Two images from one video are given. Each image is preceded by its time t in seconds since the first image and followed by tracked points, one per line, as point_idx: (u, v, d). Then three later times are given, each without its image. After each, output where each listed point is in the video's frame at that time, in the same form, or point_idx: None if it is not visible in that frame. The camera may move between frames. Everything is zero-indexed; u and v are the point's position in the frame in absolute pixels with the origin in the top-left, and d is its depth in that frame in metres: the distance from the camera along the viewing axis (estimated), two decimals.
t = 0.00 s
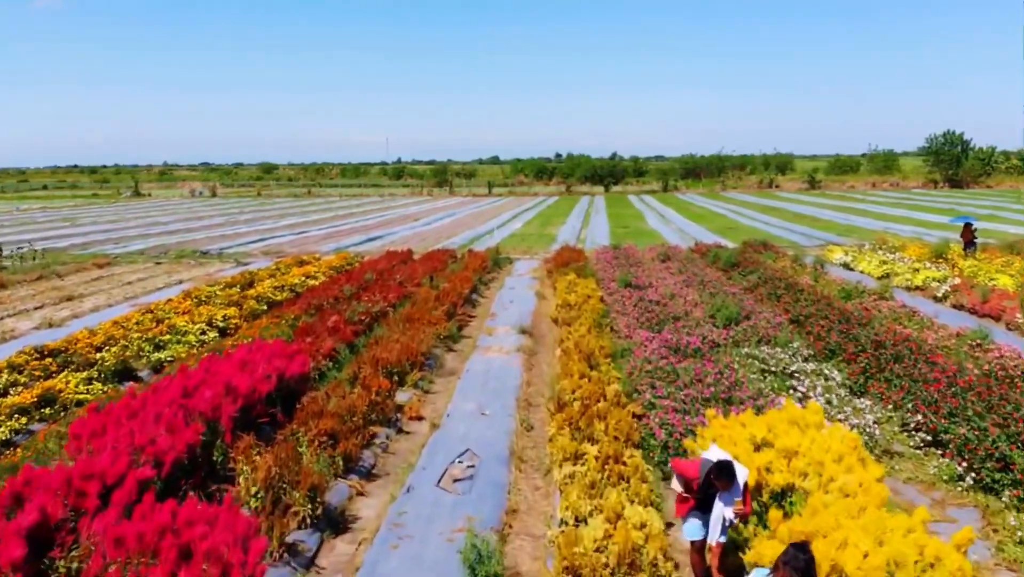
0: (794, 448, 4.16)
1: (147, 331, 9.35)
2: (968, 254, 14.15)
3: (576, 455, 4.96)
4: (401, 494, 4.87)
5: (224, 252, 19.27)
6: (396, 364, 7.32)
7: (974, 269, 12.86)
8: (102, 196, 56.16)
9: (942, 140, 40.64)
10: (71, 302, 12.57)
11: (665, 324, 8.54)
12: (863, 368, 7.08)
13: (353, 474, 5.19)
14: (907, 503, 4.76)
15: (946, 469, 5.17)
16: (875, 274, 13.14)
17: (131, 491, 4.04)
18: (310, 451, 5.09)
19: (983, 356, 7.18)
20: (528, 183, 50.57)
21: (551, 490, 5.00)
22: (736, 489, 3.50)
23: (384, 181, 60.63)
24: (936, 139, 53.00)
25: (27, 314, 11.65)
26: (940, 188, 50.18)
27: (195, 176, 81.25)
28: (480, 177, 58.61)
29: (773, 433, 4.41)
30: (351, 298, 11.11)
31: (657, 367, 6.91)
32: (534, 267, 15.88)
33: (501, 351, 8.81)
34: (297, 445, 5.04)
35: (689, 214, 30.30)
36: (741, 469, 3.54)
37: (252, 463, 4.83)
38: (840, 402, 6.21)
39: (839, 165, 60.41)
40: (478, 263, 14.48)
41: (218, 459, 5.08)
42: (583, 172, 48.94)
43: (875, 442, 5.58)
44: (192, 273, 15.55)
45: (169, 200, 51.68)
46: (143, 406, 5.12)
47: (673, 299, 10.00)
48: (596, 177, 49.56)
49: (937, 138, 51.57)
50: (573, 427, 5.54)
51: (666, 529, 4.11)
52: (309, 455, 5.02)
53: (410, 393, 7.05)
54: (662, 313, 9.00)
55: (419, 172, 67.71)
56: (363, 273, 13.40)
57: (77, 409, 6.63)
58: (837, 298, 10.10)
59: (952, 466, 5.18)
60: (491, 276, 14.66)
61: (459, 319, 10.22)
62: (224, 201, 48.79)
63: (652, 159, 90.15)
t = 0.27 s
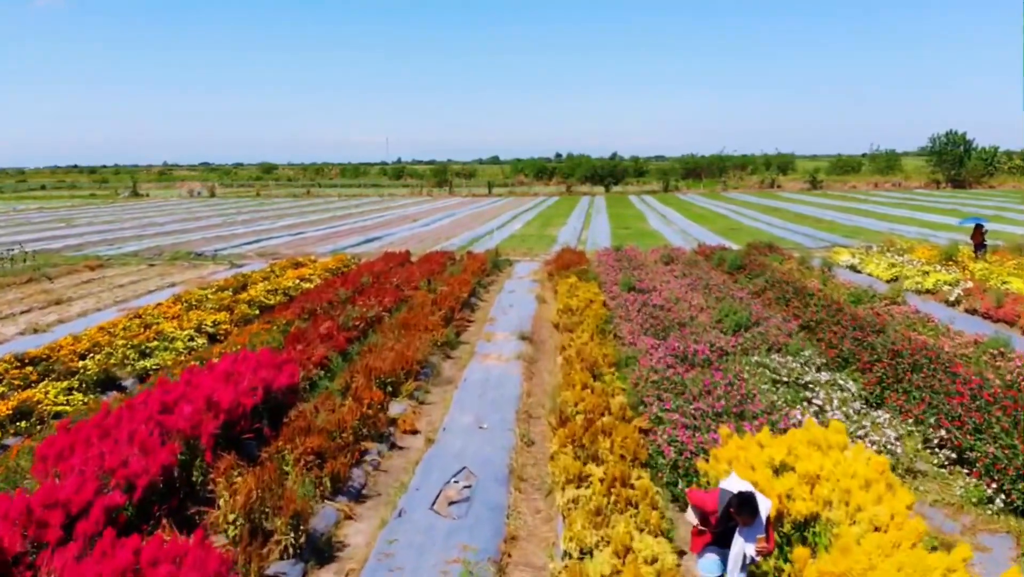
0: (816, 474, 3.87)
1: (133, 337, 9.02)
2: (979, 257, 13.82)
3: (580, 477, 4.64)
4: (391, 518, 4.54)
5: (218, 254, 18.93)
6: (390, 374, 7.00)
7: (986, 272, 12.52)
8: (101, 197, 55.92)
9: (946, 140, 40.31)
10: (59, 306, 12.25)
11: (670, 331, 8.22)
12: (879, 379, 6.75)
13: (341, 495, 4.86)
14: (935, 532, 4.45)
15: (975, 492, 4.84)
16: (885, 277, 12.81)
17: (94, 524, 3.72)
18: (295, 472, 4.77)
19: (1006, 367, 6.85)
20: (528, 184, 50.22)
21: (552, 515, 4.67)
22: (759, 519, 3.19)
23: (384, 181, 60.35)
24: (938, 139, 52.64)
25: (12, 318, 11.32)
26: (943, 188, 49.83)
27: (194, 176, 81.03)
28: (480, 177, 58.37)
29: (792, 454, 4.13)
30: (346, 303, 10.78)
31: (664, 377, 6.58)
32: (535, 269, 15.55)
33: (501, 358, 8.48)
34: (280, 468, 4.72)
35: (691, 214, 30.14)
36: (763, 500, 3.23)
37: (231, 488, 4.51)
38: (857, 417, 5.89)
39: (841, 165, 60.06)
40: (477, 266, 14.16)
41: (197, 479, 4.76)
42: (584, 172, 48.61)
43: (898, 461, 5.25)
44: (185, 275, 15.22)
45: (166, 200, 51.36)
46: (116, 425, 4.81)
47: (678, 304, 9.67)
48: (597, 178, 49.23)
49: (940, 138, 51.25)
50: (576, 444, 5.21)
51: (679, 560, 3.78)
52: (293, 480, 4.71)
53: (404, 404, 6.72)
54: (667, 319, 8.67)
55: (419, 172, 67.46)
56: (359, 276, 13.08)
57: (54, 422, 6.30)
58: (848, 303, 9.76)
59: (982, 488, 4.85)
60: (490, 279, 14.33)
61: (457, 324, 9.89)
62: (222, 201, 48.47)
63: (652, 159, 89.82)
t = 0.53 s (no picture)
0: (842, 503, 3.61)
1: (118, 343, 8.69)
2: (990, 259, 13.49)
3: (586, 501, 4.32)
4: (382, 547, 4.22)
5: (213, 256, 18.60)
6: (383, 385, 6.67)
7: (999, 275, 12.20)
8: (98, 197, 55.62)
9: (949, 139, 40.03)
10: (46, 311, 11.92)
11: (676, 339, 7.89)
12: (897, 391, 6.42)
13: (329, 519, 4.54)
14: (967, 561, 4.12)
15: (1007, 516, 4.52)
16: (894, 281, 12.48)
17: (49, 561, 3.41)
18: (280, 497, 4.46)
19: None
20: (528, 184, 49.89)
21: (555, 542, 4.34)
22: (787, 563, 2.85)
23: (383, 181, 60.05)
24: (941, 139, 52.31)
25: None
26: (945, 188, 49.51)
27: (193, 176, 80.76)
28: (480, 177, 58.08)
29: (819, 480, 3.85)
30: (341, 307, 10.46)
31: (671, 388, 6.25)
32: (535, 272, 15.23)
33: (500, 366, 8.14)
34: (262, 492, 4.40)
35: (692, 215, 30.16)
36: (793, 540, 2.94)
37: (209, 516, 4.19)
38: (878, 432, 5.56)
39: (842, 165, 59.73)
40: (476, 269, 13.83)
41: (174, 502, 4.43)
42: (584, 172, 48.29)
43: (923, 481, 4.93)
44: (177, 278, 14.88)
45: (164, 200, 51.03)
46: (87, 446, 4.50)
47: (684, 309, 9.34)
48: (597, 178, 48.92)
49: (943, 138, 50.94)
50: (580, 463, 4.88)
51: None
52: (276, 510, 4.39)
53: (398, 417, 6.39)
54: (673, 326, 8.34)
55: (418, 172, 67.20)
56: (355, 279, 12.75)
57: (29, 437, 5.97)
58: (859, 308, 9.43)
59: (1015, 512, 4.53)
60: (489, 281, 14.01)
61: (455, 329, 9.56)
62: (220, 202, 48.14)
63: (652, 159, 89.48)
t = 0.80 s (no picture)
0: (876, 540, 3.29)
1: (102, 351, 8.35)
2: (1001, 262, 13.17)
3: (592, 533, 4.03)
4: None
5: (207, 258, 18.26)
6: (376, 398, 6.34)
7: (1012, 278, 11.87)
8: (96, 197, 55.31)
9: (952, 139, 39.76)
10: (32, 316, 11.58)
11: (683, 347, 7.56)
12: (917, 404, 6.09)
13: (315, 548, 4.21)
14: None
15: None
16: (904, 284, 12.15)
17: None
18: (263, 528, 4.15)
19: None
20: (528, 184, 49.55)
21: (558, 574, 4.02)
22: None
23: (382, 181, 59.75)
24: (943, 139, 52.00)
25: None
26: (948, 189, 49.20)
27: (192, 175, 80.49)
28: (480, 177, 57.77)
29: (849, 513, 3.52)
30: (335, 312, 10.13)
31: (680, 401, 5.92)
32: (535, 274, 14.92)
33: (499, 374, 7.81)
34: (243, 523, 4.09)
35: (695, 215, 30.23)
36: None
37: (185, 549, 3.88)
38: (901, 451, 5.24)
39: (844, 165, 59.41)
40: (475, 271, 13.51)
41: (149, 529, 4.12)
42: (584, 172, 47.95)
43: (952, 505, 4.60)
44: (169, 281, 14.54)
45: (162, 200, 50.68)
46: (52, 470, 4.18)
47: (690, 315, 9.00)
48: (598, 178, 48.59)
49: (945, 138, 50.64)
50: (585, 486, 4.55)
51: None
52: (257, 542, 4.08)
53: (390, 432, 6.05)
54: (679, 333, 8.01)
55: (418, 172, 66.92)
56: (350, 282, 12.42)
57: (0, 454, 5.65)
58: (871, 314, 9.11)
59: None
60: (489, 284, 13.69)
61: (452, 335, 9.23)
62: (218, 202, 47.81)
63: (652, 159, 89.19)
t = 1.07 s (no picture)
0: None
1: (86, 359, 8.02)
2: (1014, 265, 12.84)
3: (600, 568, 3.70)
4: None
5: (202, 260, 17.94)
6: (368, 413, 6.00)
7: None
8: (94, 198, 55.04)
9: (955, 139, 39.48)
10: (18, 321, 11.25)
11: (691, 357, 7.22)
12: (942, 418, 5.75)
13: None
14: None
15: None
16: (916, 288, 11.81)
17: None
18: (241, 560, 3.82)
19: None
20: (529, 184, 49.24)
21: None
22: None
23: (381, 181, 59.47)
24: (946, 139, 51.70)
25: None
26: (951, 189, 48.89)
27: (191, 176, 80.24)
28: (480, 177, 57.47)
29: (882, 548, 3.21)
30: (329, 318, 9.80)
31: (690, 416, 5.58)
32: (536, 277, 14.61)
33: (499, 384, 7.47)
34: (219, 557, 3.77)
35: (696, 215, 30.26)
36: None
37: None
38: (928, 471, 4.91)
39: (846, 164, 59.09)
40: (474, 274, 13.18)
41: (117, 562, 3.82)
42: (585, 172, 47.64)
43: (987, 532, 4.26)
44: (162, 284, 14.21)
45: (159, 200, 50.38)
46: (13, 499, 3.86)
47: (697, 321, 8.67)
48: (598, 178, 48.27)
49: (948, 138, 50.35)
50: (591, 512, 4.23)
51: None
52: None
53: (383, 448, 5.71)
54: (687, 342, 7.67)
55: (417, 172, 66.70)
56: (346, 286, 12.09)
57: None
58: (885, 320, 8.77)
59: None
60: (489, 288, 13.38)
61: (450, 342, 8.90)
62: (216, 203, 47.49)
63: (652, 159, 88.82)
